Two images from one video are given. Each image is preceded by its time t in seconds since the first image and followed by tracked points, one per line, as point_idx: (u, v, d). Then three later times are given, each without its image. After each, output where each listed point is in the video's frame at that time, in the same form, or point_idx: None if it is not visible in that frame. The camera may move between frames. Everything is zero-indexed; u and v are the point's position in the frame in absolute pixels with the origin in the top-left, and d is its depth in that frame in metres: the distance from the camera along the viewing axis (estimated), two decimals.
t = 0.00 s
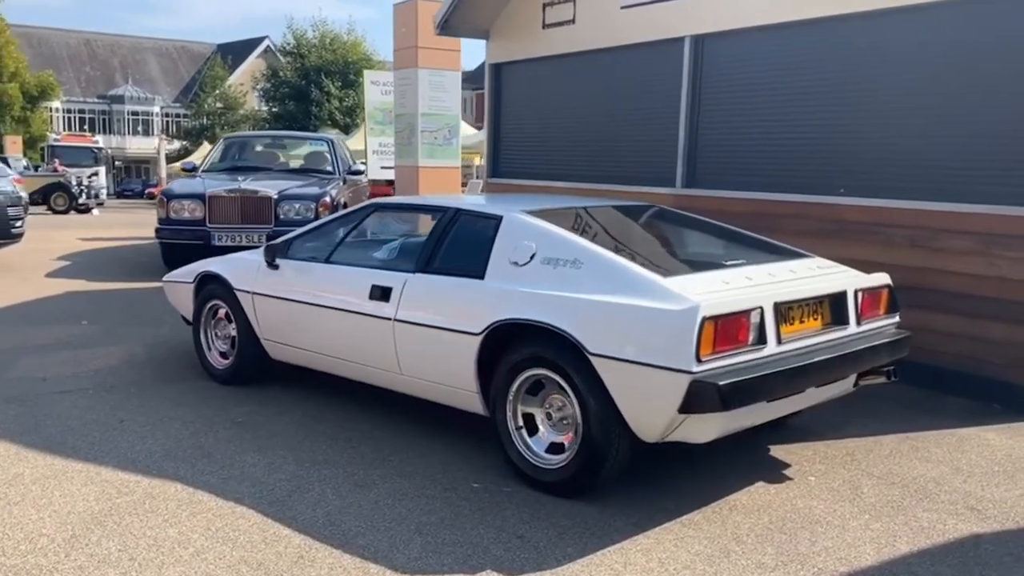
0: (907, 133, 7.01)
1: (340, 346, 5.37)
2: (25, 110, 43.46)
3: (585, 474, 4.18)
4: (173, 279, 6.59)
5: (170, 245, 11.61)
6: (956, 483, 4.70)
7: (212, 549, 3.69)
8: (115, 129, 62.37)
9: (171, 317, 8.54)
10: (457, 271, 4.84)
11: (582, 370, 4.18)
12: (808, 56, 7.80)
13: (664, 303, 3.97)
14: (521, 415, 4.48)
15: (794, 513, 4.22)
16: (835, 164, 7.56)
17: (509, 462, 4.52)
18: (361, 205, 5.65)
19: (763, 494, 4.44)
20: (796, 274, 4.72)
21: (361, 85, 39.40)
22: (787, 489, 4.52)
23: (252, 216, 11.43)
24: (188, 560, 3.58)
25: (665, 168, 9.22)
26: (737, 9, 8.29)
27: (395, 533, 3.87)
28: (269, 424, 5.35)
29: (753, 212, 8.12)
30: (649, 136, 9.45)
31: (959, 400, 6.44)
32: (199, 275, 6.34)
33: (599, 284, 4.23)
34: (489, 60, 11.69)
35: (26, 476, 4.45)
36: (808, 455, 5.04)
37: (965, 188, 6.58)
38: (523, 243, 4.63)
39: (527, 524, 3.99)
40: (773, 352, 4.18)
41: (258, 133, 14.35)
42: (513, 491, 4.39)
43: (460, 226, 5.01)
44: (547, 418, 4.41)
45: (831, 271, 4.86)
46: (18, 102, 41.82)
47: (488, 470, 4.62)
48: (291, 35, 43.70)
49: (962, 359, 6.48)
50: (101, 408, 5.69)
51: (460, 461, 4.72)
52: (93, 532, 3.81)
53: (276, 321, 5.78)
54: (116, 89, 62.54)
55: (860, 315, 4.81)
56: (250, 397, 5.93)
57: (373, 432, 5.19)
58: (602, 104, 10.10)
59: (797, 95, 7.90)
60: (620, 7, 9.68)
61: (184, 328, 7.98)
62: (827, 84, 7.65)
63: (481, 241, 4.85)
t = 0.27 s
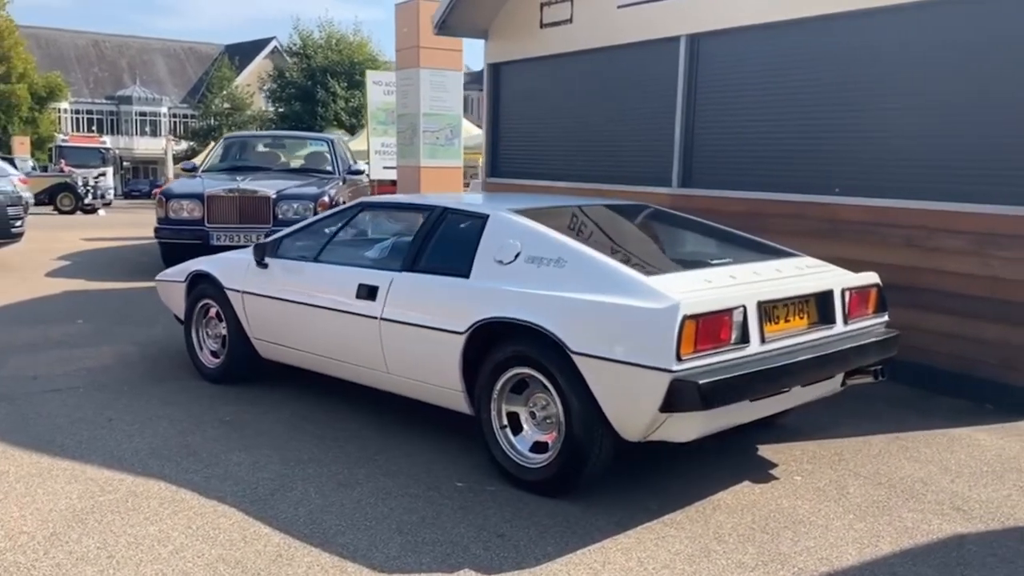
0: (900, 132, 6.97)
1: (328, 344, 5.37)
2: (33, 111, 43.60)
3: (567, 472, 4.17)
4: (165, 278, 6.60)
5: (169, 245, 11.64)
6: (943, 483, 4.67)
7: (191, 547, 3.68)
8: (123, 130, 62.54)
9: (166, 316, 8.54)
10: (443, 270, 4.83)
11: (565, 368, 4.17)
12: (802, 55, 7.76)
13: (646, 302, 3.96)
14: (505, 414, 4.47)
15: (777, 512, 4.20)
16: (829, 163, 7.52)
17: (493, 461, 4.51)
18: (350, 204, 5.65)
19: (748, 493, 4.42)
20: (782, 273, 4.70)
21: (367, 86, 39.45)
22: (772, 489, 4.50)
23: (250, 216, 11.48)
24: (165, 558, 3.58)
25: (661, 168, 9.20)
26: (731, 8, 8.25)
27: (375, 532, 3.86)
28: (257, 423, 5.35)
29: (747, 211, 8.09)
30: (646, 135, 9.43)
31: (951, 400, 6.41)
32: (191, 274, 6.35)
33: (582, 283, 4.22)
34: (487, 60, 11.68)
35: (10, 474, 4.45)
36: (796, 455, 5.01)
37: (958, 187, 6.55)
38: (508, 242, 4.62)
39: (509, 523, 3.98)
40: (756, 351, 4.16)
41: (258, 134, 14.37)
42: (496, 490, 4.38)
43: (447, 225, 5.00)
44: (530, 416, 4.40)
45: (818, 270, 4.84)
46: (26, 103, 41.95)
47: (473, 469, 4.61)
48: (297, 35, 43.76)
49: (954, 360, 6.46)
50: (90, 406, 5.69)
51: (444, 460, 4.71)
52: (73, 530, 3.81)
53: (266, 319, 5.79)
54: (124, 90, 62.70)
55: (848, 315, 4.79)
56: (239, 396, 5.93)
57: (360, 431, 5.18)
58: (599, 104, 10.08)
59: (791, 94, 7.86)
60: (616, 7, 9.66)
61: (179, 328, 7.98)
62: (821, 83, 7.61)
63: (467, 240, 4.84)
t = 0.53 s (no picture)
0: (888, 132, 6.97)
1: (314, 343, 5.39)
2: (39, 112, 43.72)
3: (545, 470, 4.18)
4: (155, 278, 6.64)
5: (165, 245, 11.67)
6: (924, 483, 4.68)
7: (167, 544, 3.70)
8: (127, 130, 62.66)
9: (158, 315, 8.57)
10: (425, 268, 4.85)
11: (543, 366, 4.18)
12: (792, 55, 7.76)
13: (622, 300, 3.97)
14: (485, 412, 4.48)
15: (755, 510, 4.21)
16: (819, 162, 7.52)
17: (473, 459, 4.52)
18: (336, 203, 5.66)
19: (727, 491, 4.43)
20: (764, 272, 4.69)
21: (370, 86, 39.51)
22: (752, 487, 4.50)
23: (246, 217, 11.49)
24: (141, 554, 3.60)
25: (653, 168, 9.20)
26: (723, 8, 8.25)
27: (352, 529, 3.88)
28: (242, 421, 5.37)
29: (738, 211, 8.08)
30: (638, 135, 9.44)
31: (939, 400, 6.41)
32: (180, 273, 6.37)
33: (559, 281, 4.23)
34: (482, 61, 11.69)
35: None
36: (778, 453, 5.02)
37: (946, 187, 6.53)
38: (489, 241, 4.63)
39: (485, 521, 3.99)
40: (733, 349, 4.18)
41: (256, 134, 14.40)
42: (476, 487, 4.39)
43: (430, 224, 5.01)
44: (510, 414, 4.42)
45: (800, 270, 4.84)
46: (31, 104, 42.05)
47: (453, 467, 4.62)
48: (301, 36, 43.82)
49: (944, 360, 6.42)
50: (78, 404, 5.72)
51: (426, 458, 4.72)
52: (51, 527, 3.83)
53: (253, 318, 5.81)
54: (129, 91, 62.83)
55: (828, 314, 4.80)
56: (226, 395, 5.95)
57: (343, 429, 5.20)
58: (593, 104, 10.09)
59: (781, 94, 7.86)
60: (610, 7, 9.65)
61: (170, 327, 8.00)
62: (811, 83, 7.61)
63: (449, 239, 4.85)
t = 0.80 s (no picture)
0: (879, 132, 6.96)
1: (301, 342, 5.43)
2: (48, 113, 43.88)
3: (523, 468, 4.21)
4: (147, 278, 6.70)
5: (165, 245, 11.72)
6: (905, 482, 4.68)
7: (146, 540, 3.74)
8: (135, 131, 62.88)
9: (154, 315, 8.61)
10: (408, 268, 4.87)
11: (522, 365, 4.21)
12: (785, 55, 7.76)
13: (599, 300, 3.99)
14: (467, 411, 4.51)
15: (733, 509, 4.23)
16: (811, 162, 7.51)
17: (454, 457, 4.55)
18: (323, 203, 5.69)
19: (707, 490, 4.44)
20: (744, 272, 4.71)
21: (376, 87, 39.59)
22: (732, 486, 4.52)
23: (244, 216, 11.56)
24: (119, 550, 3.63)
25: (648, 168, 9.20)
26: (717, 8, 8.25)
27: (330, 526, 3.91)
28: (229, 420, 5.41)
29: (731, 210, 8.08)
30: (633, 135, 9.44)
31: (928, 399, 6.40)
32: (172, 273, 6.42)
33: (539, 280, 4.26)
34: (480, 61, 11.71)
35: None
36: (761, 452, 5.03)
37: (935, 186, 6.53)
38: (471, 240, 4.66)
39: (463, 518, 4.01)
40: (710, 348, 4.20)
41: (257, 134, 14.44)
42: (456, 485, 4.42)
43: (414, 224, 5.04)
44: (491, 413, 4.44)
45: (782, 270, 4.85)
46: (40, 105, 42.22)
47: (435, 465, 4.65)
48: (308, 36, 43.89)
49: (934, 360, 6.41)
50: (68, 403, 5.76)
51: (408, 456, 4.75)
52: (33, 523, 3.87)
53: (242, 317, 5.85)
54: (137, 91, 63.01)
55: (810, 314, 4.81)
56: (216, 393, 5.99)
57: (329, 427, 5.23)
58: (589, 104, 10.09)
59: (773, 94, 7.87)
60: (605, 7, 9.66)
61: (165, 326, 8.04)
62: (803, 83, 7.60)
63: (432, 239, 4.88)
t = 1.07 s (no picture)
0: (878, 133, 6.94)
1: (297, 341, 5.47)
2: (66, 114, 44.06)
3: (511, 467, 4.22)
4: (148, 278, 6.76)
5: (173, 245, 11.82)
6: (896, 483, 4.68)
7: (135, 536, 3.78)
8: (151, 132, 63.22)
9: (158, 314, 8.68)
10: (401, 268, 4.90)
11: (510, 365, 4.22)
12: (786, 56, 7.74)
13: (584, 300, 4.00)
14: (456, 411, 4.52)
15: (720, 509, 4.23)
16: (811, 162, 7.49)
17: (444, 456, 4.56)
18: (320, 204, 5.73)
19: (695, 490, 4.45)
20: (735, 272, 4.71)
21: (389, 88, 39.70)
22: (720, 486, 4.52)
23: (251, 217, 11.60)
24: (107, 547, 3.68)
25: (650, 168, 9.19)
26: (719, 9, 8.23)
27: (317, 524, 3.94)
28: (225, 418, 5.45)
29: (732, 210, 8.08)
30: (636, 136, 9.44)
31: (925, 401, 6.39)
32: (172, 273, 6.47)
33: (527, 281, 4.27)
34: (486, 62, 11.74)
35: None
36: (753, 453, 5.03)
37: (934, 187, 6.50)
38: (461, 241, 4.68)
39: (449, 517, 4.04)
40: (698, 348, 4.20)
41: (266, 135, 14.50)
42: (445, 484, 4.44)
43: (407, 224, 5.06)
44: (480, 412, 4.45)
45: (773, 270, 4.85)
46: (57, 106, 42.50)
47: (425, 464, 4.67)
48: (321, 37, 44.01)
49: (928, 361, 6.44)
50: (68, 400, 5.82)
51: (399, 455, 4.78)
52: (25, 519, 3.92)
53: (239, 316, 5.90)
54: (152, 92, 63.34)
55: (801, 314, 4.81)
56: (214, 392, 6.03)
57: (322, 426, 5.27)
58: (592, 105, 10.10)
59: (775, 95, 7.86)
60: (607, 8, 9.65)
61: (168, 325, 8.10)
62: (803, 83, 7.58)
63: (424, 239, 4.90)
